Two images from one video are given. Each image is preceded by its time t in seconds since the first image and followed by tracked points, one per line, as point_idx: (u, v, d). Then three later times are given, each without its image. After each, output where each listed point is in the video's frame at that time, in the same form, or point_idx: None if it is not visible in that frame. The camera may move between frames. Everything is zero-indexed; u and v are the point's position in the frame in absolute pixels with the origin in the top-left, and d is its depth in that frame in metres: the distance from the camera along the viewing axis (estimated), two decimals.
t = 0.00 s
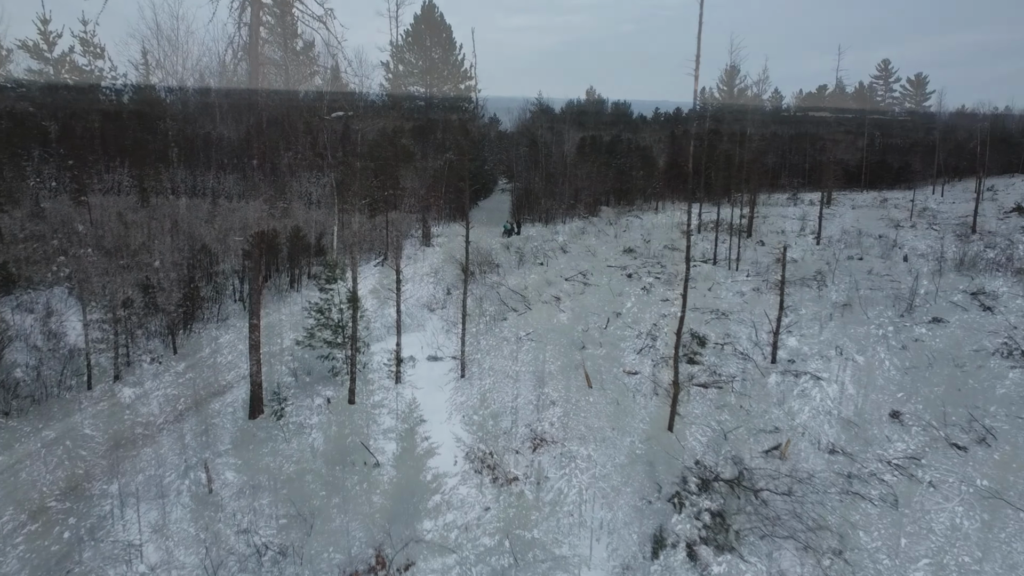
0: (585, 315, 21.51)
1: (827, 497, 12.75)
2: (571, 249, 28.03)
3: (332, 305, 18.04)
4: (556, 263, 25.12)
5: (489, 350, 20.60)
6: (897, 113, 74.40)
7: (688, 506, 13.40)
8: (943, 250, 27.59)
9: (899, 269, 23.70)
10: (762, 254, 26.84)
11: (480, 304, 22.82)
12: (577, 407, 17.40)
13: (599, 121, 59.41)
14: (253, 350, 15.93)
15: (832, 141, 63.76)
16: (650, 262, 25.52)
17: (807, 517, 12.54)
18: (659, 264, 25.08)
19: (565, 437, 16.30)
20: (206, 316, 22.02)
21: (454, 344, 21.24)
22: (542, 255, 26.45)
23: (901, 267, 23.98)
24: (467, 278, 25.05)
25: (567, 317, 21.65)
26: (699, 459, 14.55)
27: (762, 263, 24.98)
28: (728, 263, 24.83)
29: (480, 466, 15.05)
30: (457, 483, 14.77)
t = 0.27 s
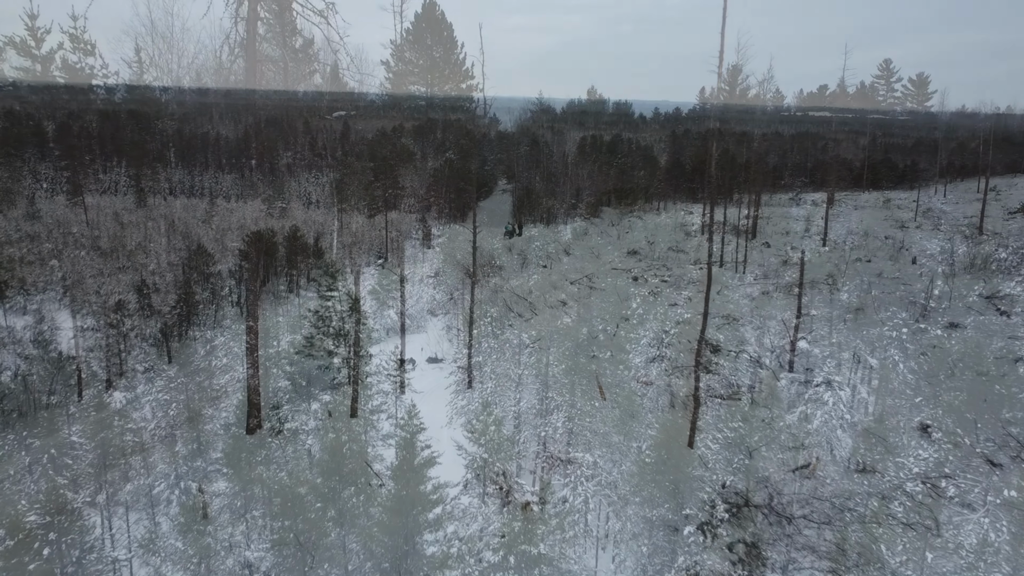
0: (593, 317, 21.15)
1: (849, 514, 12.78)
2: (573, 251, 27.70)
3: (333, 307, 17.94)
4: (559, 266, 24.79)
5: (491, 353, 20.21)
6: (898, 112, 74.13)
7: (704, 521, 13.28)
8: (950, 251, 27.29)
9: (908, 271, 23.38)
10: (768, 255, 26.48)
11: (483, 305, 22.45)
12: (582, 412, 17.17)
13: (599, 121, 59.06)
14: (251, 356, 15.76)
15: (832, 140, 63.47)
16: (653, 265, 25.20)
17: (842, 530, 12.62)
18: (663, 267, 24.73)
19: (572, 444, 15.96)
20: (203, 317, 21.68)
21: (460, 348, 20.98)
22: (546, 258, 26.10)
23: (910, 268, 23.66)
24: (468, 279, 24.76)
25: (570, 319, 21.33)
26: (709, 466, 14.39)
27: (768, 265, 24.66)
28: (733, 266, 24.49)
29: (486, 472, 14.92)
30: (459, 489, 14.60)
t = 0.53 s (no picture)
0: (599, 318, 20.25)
1: (874, 527, 12.60)
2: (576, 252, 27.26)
3: (330, 314, 17.78)
4: (561, 267, 24.34)
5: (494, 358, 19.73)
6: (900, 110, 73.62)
7: (724, 539, 12.22)
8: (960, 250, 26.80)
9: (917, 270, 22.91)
10: (775, 254, 26.01)
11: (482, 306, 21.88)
12: (588, 420, 16.96)
13: (601, 121, 58.60)
14: (245, 362, 15.18)
15: (835, 139, 63.01)
16: (656, 268, 24.77)
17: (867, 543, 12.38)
18: (667, 270, 24.30)
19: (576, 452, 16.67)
20: (199, 319, 21.14)
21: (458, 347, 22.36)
22: (548, 258, 25.64)
23: (919, 268, 23.18)
24: (468, 282, 24.30)
25: (576, 320, 20.30)
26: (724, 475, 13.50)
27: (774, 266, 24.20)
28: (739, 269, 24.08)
29: (487, 482, 14.07)
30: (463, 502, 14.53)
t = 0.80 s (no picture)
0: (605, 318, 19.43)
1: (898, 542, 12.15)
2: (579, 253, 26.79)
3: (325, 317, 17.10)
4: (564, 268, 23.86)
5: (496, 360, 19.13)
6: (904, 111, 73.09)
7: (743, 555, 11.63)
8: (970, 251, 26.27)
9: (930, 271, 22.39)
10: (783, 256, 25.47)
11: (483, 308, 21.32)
12: (594, 425, 16.16)
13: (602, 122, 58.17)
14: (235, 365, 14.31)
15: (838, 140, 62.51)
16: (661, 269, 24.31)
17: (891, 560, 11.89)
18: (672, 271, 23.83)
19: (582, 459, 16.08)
20: (193, 321, 20.50)
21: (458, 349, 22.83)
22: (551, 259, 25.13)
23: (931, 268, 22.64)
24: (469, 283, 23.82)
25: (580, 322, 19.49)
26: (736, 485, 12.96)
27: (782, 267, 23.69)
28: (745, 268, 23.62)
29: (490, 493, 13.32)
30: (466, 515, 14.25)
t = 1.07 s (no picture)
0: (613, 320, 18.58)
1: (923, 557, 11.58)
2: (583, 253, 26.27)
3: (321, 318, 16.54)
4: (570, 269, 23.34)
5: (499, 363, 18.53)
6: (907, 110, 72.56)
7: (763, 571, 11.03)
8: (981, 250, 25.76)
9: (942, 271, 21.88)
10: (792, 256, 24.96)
11: (485, 309, 20.71)
12: (601, 432, 15.51)
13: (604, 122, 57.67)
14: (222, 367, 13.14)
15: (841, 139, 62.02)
16: (668, 268, 23.78)
17: None
18: (680, 270, 23.33)
19: (588, 466, 15.47)
20: (188, 323, 19.87)
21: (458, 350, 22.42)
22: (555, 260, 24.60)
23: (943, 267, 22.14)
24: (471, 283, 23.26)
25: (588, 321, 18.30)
26: (752, 497, 12.33)
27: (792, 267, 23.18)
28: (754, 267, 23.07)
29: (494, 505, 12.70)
30: (469, 528, 13.71)
